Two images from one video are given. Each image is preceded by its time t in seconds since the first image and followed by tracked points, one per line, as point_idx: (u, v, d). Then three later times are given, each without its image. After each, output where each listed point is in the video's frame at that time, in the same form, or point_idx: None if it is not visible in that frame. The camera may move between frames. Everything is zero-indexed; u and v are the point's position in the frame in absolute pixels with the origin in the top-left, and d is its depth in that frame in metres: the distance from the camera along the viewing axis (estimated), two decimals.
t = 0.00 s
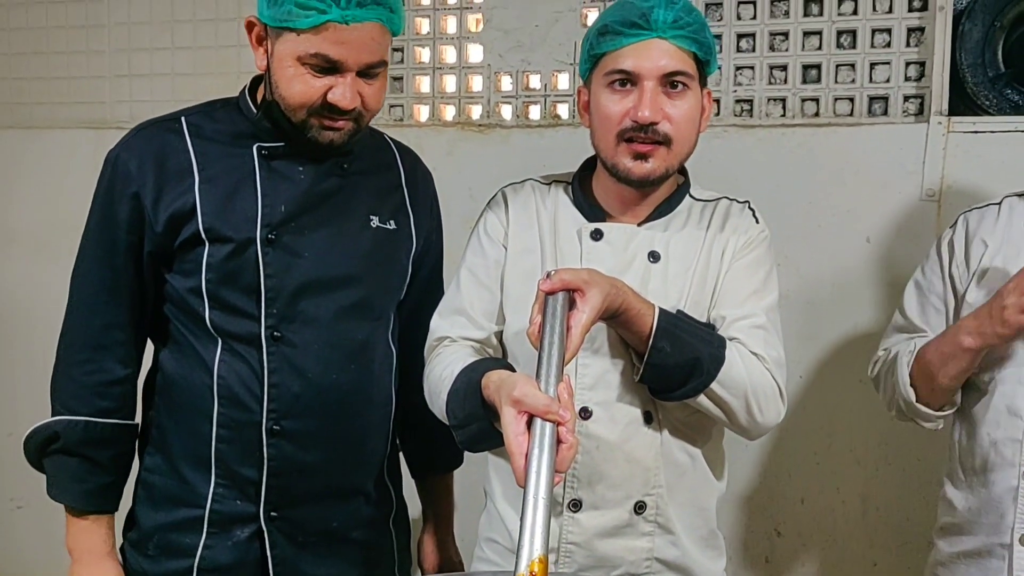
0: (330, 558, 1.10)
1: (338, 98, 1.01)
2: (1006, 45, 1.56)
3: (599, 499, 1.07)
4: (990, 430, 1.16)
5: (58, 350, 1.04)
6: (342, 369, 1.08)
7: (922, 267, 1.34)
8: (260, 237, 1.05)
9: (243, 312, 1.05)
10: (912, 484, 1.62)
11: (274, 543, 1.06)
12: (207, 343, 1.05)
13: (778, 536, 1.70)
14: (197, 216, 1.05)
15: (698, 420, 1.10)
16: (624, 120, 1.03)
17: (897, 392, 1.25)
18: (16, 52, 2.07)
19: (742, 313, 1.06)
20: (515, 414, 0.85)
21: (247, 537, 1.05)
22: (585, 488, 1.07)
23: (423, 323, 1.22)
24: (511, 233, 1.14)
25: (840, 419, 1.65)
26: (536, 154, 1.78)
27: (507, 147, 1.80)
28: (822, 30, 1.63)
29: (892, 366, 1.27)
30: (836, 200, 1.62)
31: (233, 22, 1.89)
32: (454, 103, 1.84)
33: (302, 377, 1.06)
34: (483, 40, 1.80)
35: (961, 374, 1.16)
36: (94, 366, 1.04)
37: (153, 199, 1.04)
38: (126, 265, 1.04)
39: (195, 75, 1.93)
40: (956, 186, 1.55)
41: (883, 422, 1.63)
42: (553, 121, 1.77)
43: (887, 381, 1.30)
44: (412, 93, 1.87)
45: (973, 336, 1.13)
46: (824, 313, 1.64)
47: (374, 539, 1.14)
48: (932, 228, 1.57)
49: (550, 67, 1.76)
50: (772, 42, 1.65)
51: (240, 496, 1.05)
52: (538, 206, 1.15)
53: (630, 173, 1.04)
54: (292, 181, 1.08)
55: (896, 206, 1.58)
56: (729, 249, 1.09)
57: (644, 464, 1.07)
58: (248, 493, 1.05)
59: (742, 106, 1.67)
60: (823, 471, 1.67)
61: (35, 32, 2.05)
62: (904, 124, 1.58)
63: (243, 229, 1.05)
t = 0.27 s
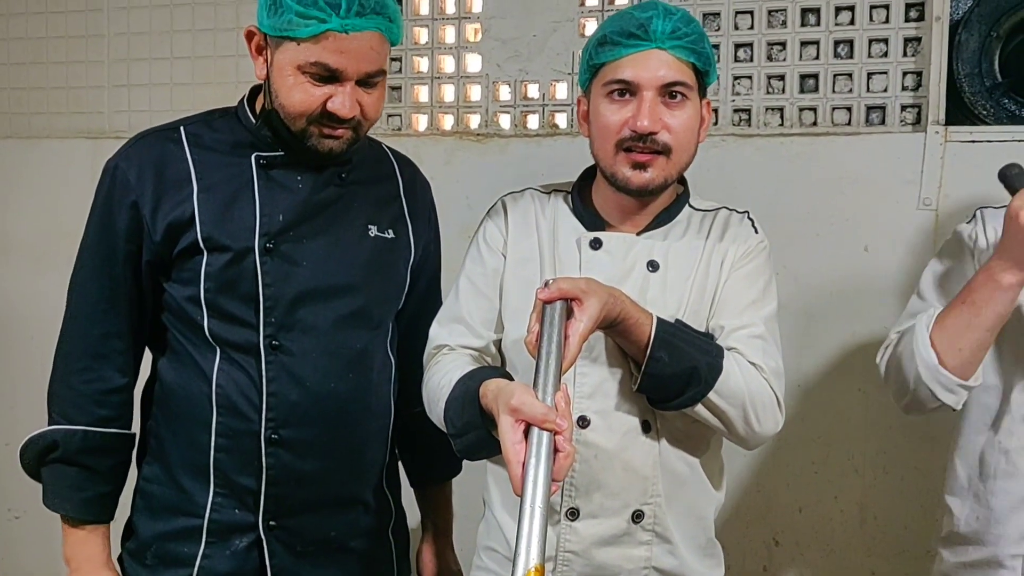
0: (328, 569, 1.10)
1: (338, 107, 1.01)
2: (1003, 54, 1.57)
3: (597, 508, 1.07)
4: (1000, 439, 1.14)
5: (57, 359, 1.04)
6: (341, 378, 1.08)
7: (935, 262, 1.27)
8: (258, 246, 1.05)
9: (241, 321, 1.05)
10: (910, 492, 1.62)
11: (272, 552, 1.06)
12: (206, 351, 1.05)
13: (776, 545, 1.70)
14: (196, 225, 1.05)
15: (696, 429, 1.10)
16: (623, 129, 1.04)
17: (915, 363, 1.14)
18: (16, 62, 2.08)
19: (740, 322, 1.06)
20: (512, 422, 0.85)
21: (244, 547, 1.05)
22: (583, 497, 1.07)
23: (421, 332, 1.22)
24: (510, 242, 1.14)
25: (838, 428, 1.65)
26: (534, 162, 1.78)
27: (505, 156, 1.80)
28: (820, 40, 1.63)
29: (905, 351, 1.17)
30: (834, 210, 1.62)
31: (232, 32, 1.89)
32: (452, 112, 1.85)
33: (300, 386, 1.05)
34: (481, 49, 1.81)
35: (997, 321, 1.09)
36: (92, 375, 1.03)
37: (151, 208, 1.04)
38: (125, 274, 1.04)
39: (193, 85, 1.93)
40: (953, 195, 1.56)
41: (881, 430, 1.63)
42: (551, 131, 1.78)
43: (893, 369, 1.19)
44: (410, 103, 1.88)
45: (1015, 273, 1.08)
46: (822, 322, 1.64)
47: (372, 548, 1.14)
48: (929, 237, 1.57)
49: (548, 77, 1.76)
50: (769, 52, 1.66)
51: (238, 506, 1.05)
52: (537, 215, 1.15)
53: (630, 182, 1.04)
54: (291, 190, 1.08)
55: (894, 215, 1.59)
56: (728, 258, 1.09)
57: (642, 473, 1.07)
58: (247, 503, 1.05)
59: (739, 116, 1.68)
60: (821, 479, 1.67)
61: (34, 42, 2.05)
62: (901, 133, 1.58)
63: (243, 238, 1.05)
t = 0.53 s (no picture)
0: None
1: (336, 119, 1.01)
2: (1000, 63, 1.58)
3: (597, 517, 1.06)
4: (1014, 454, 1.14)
5: (54, 368, 1.04)
6: (340, 387, 1.07)
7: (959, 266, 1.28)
8: (257, 255, 1.05)
9: (240, 329, 1.04)
10: (912, 501, 1.62)
11: (270, 562, 1.06)
12: (204, 360, 1.05)
13: (778, 558, 1.70)
14: (194, 233, 1.04)
15: (696, 438, 1.10)
16: (621, 138, 1.04)
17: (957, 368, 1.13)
18: (13, 71, 2.08)
19: (739, 331, 1.06)
20: (510, 431, 0.85)
21: (242, 557, 1.05)
22: (582, 506, 1.06)
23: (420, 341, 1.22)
24: (510, 251, 1.14)
25: (838, 438, 1.65)
26: (532, 170, 1.78)
27: (502, 165, 1.80)
28: (816, 50, 1.64)
29: (945, 354, 1.16)
30: (832, 219, 1.62)
31: (230, 40, 1.90)
32: (450, 121, 1.85)
33: (299, 395, 1.05)
34: (479, 59, 1.81)
35: None
36: (90, 383, 1.03)
37: (150, 216, 1.03)
38: (124, 282, 1.04)
39: (191, 93, 1.94)
40: (950, 205, 1.56)
41: (881, 439, 1.63)
42: (549, 139, 1.78)
43: (931, 375, 1.18)
44: (408, 112, 1.88)
45: None
46: (821, 331, 1.64)
47: (370, 558, 1.13)
48: (927, 247, 1.57)
49: (545, 86, 1.77)
50: (766, 61, 1.67)
51: (236, 515, 1.05)
52: (536, 224, 1.15)
53: (629, 192, 1.04)
54: (290, 199, 1.08)
55: (891, 224, 1.59)
56: (727, 268, 1.09)
57: (641, 482, 1.06)
58: (245, 513, 1.05)
59: (737, 125, 1.68)
60: (822, 491, 1.67)
61: (32, 50, 2.06)
62: (898, 143, 1.58)
63: (242, 246, 1.05)
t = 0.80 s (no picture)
0: None
1: (334, 119, 1.01)
2: (998, 62, 1.58)
3: (597, 515, 1.06)
4: None
5: (53, 367, 1.03)
6: (340, 386, 1.07)
7: (976, 274, 1.25)
8: (257, 254, 1.05)
9: (239, 328, 1.04)
10: (912, 501, 1.61)
11: (270, 562, 1.05)
12: (203, 359, 1.05)
13: (781, 559, 1.69)
14: (194, 232, 1.04)
15: (697, 436, 1.09)
16: (621, 137, 1.04)
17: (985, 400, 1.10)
18: (11, 70, 2.08)
19: (740, 329, 1.05)
20: (510, 428, 0.84)
21: (241, 557, 1.04)
22: (582, 505, 1.06)
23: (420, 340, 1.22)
24: (510, 249, 1.14)
25: (838, 438, 1.65)
26: (531, 170, 1.78)
27: (501, 164, 1.80)
28: (815, 50, 1.64)
29: (973, 376, 1.12)
30: (831, 218, 1.62)
31: (228, 40, 1.89)
32: (449, 121, 1.85)
33: (298, 394, 1.05)
34: (477, 58, 1.81)
35: None
36: (89, 383, 1.03)
37: (149, 215, 1.03)
38: (123, 281, 1.03)
39: (190, 93, 1.93)
40: (949, 205, 1.56)
41: (882, 439, 1.62)
42: (548, 139, 1.78)
43: (955, 392, 1.15)
44: (407, 111, 1.88)
45: None
46: (821, 330, 1.64)
47: (369, 557, 1.13)
48: (926, 246, 1.57)
49: (544, 86, 1.76)
50: (765, 61, 1.67)
51: (235, 514, 1.04)
52: (536, 223, 1.15)
53: (628, 190, 1.04)
54: (289, 198, 1.08)
55: (890, 224, 1.59)
56: (728, 267, 1.09)
57: (641, 480, 1.06)
58: (244, 512, 1.04)
59: (736, 125, 1.68)
60: (822, 490, 1.66)
61: (30, 50, 2.05)
62: (897, 142, 1.58)
63: (242, 245, 1.05)
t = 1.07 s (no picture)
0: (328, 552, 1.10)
1: (336, 89, 1.01)
2: (1000, 38, 1.57)
3: (599, 489, 1.07)
4: None
5: (56, 343, 1.04)
6: (342, 362, 1.07)
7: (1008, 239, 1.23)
8: (259, 229, 1.05)
9: (242, 304, 1.04)
10: (907, 476, 1.62)
11: (273, 536, 1.06)
12: (206, 334, 1.05)
13: (775, 530, 1.71)
14: (196, 207, 1.04)
15: (698, 410, 1.10)
16: (625, 113, 1.03)
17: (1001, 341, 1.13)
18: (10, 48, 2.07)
19: (742, 304, 1.06)
20: (512, 401, 0.85)
21: (245, 531, 1.05)
22: (585, 478, 1.07)
23: (422, 317, 1.22)
24: (512, 225, 1.14)
25: (837, 413, 1.65)
26: (532, 147, 1.77)
27: (502, 142, 1.79)
28: (818, 26, 1.63)
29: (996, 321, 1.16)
30: (832, 195, 1.62)
31: (228, 17, 1.88)
32: (449, 99, 1.84)
33: (301, 369, 1.05)
34: (478, 36, 1.80)
35: None
36: (93, 358, 1.03)
37: (152, 190, 1.03)
38: (125, 257, 1.03)
39: (189, 71, 1.92)
40: (950, 182, 1.56)
41: (880, 413, 1.63)
42: (549, 117, 1.77)
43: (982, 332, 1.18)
44: (407, 89, 1.87)
45: None
46: (822, 307, 1.64)
47: (372, 532, 1.13)
48: (927, 223, 1.57)
49: (545, 63, 1.76)
50: (767, 38, 1.66)
51: (239, 489, 1.05)
52: (538, 198, 1.15)
53: (631, 165, 1.04)
54: (291, 173, 1.07)
55: (891, 201, 1.59)
56: (731, 242, 1.09)
57: (643, 455, 1.07)
58: (248, 487, 1.05)
59: (737, 102, 1.68)
60: (819, 464, 1.67)
61: (29, 27, 2.04)
62: (899, 119, 1.58)
63: (245, 220, 1.05)
